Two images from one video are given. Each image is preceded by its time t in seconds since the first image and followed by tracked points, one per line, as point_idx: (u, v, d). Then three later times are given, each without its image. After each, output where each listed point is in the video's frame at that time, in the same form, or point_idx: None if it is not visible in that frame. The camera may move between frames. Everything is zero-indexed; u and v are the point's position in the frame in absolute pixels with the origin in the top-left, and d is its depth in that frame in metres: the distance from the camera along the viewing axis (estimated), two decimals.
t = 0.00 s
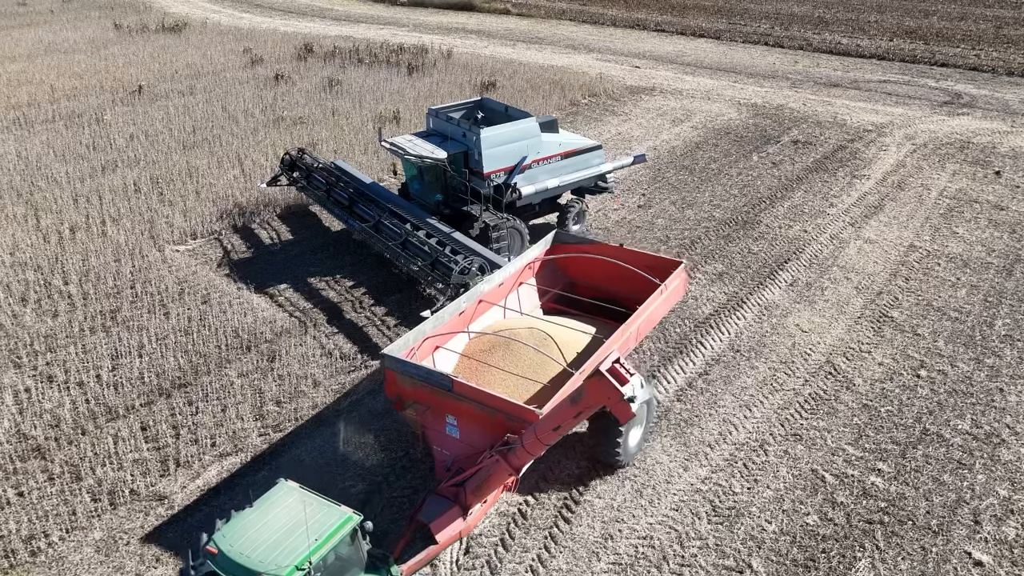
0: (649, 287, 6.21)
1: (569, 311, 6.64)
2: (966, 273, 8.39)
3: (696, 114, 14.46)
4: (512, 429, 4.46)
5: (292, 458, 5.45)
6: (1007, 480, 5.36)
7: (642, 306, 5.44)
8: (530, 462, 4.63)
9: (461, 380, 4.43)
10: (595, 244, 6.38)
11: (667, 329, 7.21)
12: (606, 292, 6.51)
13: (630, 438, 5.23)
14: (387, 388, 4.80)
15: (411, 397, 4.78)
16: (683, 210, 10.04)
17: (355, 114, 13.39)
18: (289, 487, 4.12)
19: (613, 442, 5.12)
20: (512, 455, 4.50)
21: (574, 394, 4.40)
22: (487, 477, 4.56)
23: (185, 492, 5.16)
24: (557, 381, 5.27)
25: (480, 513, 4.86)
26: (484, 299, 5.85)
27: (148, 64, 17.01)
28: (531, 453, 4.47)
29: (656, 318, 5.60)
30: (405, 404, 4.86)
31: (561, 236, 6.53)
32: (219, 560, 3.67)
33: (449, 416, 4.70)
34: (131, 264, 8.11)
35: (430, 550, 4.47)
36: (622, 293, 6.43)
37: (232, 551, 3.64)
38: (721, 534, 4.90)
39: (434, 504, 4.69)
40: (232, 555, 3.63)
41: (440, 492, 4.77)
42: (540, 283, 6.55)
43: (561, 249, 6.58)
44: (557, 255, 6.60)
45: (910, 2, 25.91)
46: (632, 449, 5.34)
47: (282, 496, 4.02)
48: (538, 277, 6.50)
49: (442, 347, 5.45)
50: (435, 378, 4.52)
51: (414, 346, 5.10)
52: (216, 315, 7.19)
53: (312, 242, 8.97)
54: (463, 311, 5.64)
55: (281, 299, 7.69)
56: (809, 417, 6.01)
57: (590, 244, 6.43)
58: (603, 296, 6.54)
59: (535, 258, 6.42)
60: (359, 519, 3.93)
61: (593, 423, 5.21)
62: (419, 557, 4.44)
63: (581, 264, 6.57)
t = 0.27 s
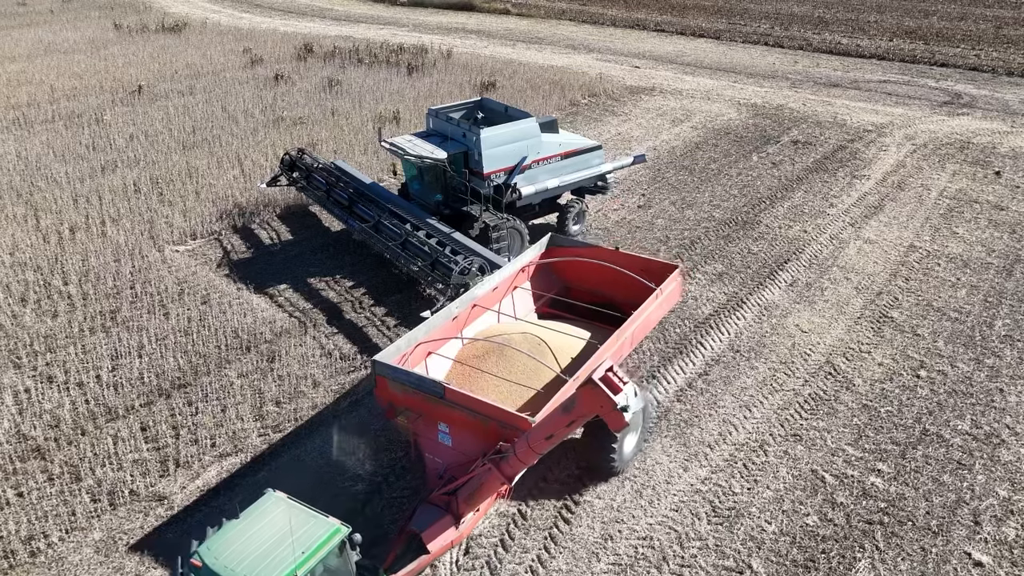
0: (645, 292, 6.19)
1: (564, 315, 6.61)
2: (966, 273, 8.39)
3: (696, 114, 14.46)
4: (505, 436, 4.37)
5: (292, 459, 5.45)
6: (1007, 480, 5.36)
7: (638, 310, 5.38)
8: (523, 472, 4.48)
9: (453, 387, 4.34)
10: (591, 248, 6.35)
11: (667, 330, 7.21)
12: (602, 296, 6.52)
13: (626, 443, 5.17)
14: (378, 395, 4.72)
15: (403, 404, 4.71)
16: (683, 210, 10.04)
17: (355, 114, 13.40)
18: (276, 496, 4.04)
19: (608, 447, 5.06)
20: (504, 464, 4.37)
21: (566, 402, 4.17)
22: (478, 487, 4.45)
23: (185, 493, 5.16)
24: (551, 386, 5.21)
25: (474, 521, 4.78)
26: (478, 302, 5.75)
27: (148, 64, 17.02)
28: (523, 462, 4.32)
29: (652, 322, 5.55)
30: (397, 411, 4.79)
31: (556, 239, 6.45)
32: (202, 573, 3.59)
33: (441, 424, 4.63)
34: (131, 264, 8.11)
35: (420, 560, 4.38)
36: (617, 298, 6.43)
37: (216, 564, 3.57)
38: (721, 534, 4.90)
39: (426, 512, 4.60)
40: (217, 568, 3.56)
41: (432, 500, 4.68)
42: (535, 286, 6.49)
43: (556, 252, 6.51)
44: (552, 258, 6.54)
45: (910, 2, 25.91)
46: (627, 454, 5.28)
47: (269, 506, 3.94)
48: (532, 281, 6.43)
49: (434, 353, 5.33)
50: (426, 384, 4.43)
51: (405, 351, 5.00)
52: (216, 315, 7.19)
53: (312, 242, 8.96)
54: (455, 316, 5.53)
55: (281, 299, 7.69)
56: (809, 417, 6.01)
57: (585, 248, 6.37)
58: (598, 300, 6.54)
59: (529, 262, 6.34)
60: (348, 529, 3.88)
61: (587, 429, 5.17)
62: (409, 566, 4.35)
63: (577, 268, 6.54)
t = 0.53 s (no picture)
0: (640, 296, 6.12)
1: (559, 321, 6.53)
2: (966, 273, 8.39)
3: (696, 114, 14.47)
4: (498, 446, 4.28)
5: (291, 460, 5.44)
6: (1007, 480, 5.36)
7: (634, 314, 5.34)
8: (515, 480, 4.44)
9: (444, 395, 4.25)
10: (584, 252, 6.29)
11: (667, 330, 7.20)
12: (597, 301, 6.45)
13: (620, 451, 5.12)
14: (369, 401, 4.63)
15: (393, 411, 4.60)
16: (683, 210, 10.04)
17: (355, 114, 13.40)
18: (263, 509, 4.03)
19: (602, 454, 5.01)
20: (497, 474, 4.33)
21: (559, 411, 4.17)
22: (470, 495, 4.41)
23: (185, 493, 5.15)
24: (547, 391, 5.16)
25: (466, 529, 4.74)
26: (471, 307, 5.69)
27: (148, 64, 17.02)
28: (515, 471, 4.29)
29: (648, 327, 5.50)
30: (388, 418, 4.69)
31: (551, 243, 6.40)
32: None
33: (433, 432, 4.53)
34: (131, 264, 8.11)
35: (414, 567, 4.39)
36: (612, 303, 6.35)
37: None
38: (720, 534, 4.90)
39: (417, 522, 4.58)
40: None
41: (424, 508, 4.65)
42: (530, 290, 6.41)
43: (551, 256, 6.45)
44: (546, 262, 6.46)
45: (910, 2, 25.92)
46: (622, 462, 5.23)
47: (255, 519, 3.93)
48: (527, 285, 6.36)
49: (426, 359, 5.29)
50: (417, 393, 4.34)
51: (396, 358, 4.94)
52: (216, 315, 7.19)
53: (312, 242, 8.96)
54: (447, 322, 5.47)
55: (281, 299, 7.69)
56: (810, 417, 6.01)
57: (579, 252, 6.31)
58: (593, 305, 6.47)
59: (524, 266, 6.27)
60: (335, 542, 3.87)
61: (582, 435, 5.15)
62: None
63: (571, 272, 6.47)
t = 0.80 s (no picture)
0: (635, 301, 6.09)
1: (553, 325, 6.54)
2: (966, 273, 8.39)
3: (695, 114, 14.48)
4: (488, 455, 4.27)
5: (291, 460, 5.44)
6: (1007, 481, 5.36)
7: (628, 320, 5.33)
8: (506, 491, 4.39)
9: (434, 404, 4.22)
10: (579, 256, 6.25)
11: (667, 330, 7.20)
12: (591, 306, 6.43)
13: (615, 459, 5.07)
14: (358, 410, 4.60)
15: (383, 420, 4.58)
16: (683, 210, 10.04)
17: (355, 114, 13.41)
18: (247, 520, 4.03)
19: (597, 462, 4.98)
20: (487, 484, 4.27)
21: (549, 421, 4.12)
22: (460, 506, 4.31)
23: (184, 493, 5.15)
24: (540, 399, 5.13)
25: (456, 540, 4.63)
26: (463, 313, 5.67)
27: (148, 64, 17.03)
28: (506, 482, 4.24)
29: (641, 333, 5.49)
30: (377, 427, 4.67)
31: (545, 247, 6.38)
32: None
33: (423, 441, 4.51)
34: (130, 264, 8.11)
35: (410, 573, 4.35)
36: (606, 307, 6.35)
37: None
38: (720, 535, 4.90)
39: (407, 532, 4.47)
40: None
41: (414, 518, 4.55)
42: (524, 295, 6.41)
43: (545, 260, 6.44)
44: (541, 266, 6.45)
45: (910, 2, 25.93)
46: (616, 470, 5.18)
47: (239, 532, 3.93)
48: (521, 289, 6.36)
49: (418, 366, 5.26)
50: (407, 401, 4.30)
51: (387, 364, 4.90)
52: (216, 315, 7.19)
53: (312, 242, 8.96)
54: (440, 327, 5.44)
55: (280, 299, 7.69)
56: (809, 417, 6.01)
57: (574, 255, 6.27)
58: (587, 309, 6.46)
59: (517, 271, 6.25)
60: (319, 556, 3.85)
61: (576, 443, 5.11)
62: None
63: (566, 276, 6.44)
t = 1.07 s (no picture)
0: (630, 306, 6.06)
1: (547, 330, 6.48)
2: (966, 273, 8.39)
3: (695, 114, 14.48)
4: (479, 465, 4.21)
5: (291, 460, 5.44)
6: (1007, 481, 5.35)
7: (622, 325, 5.29)
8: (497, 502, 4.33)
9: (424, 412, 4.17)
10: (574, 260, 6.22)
11: (667, 330, 7.20)
12: (585, 311, 6.40)
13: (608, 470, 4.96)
14: (348, 419, 4.55)
15: (373, 428, 4.53)
16: (683, 210, 10.04)
17: (355, 114, 13.41)
18: (230, 533, 3.94)
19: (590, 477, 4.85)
20: (477, 494, 4.21)
21: (539, 432, 4.15)
22: (450, 515, 4.22)
23: (184, 493, 5.15)
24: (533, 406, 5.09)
25: (447, 552, 4.50)
26: (455, 318, 5.58)
27: (148, 64, 17.04)
28: (496, 493, 4.18)
29: (636, 339, 5.45)
30: (367, 436, 4.62)
31: (539, 251, 6.29)
32: None
33: (413, 449, 4.45)
34: (130, 264, 8.12)
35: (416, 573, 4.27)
36: (601, 312, 6.30)
37: None
38: (720, 535, 4.90)
39: (397, 544, 4.35)
40: None
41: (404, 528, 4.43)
42: (518, 300, 6.35)
43: (539, 263, 6.37)
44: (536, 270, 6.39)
45: (910, 2, 25.93)
46: (611, 478, 5.07)
47: (222, 546, 3.84)
48: (515, 293, 6.29)
49: (408, 373, 5.17)
50: (397, 409, 4.28)
51: (377, 371, 4.82)
52: (215, 316, 7.19)
53: (311, 242, 8.96)
54: (432, 333, 5.35)
55: (280, 299, 7.69)
56: (809, 417, 6.01)
57: (568, 260, 6.23)
58: (581, 313, 6.42)
59: (509, 275, 6.16)
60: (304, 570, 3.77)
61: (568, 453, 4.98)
62: None
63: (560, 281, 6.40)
